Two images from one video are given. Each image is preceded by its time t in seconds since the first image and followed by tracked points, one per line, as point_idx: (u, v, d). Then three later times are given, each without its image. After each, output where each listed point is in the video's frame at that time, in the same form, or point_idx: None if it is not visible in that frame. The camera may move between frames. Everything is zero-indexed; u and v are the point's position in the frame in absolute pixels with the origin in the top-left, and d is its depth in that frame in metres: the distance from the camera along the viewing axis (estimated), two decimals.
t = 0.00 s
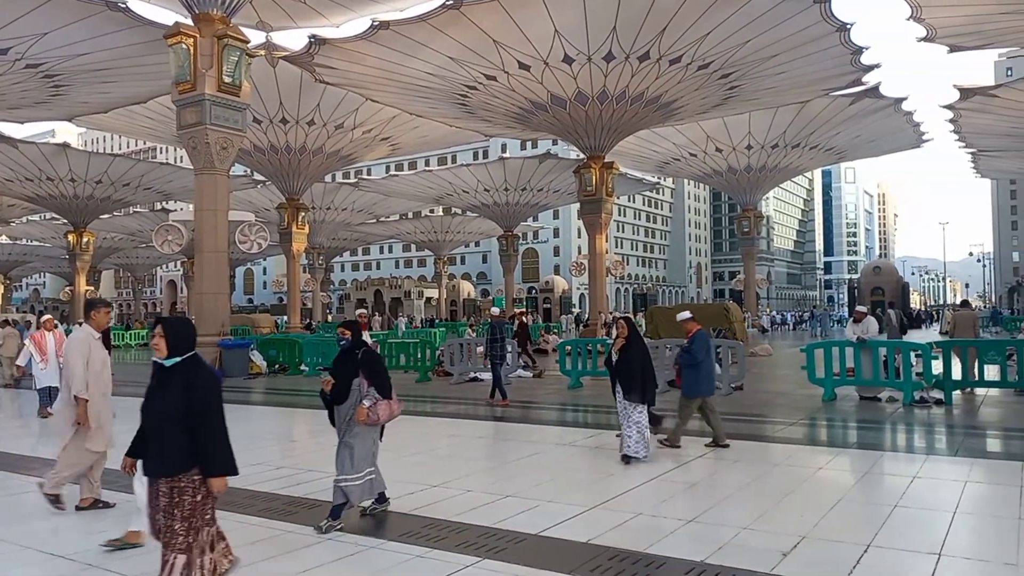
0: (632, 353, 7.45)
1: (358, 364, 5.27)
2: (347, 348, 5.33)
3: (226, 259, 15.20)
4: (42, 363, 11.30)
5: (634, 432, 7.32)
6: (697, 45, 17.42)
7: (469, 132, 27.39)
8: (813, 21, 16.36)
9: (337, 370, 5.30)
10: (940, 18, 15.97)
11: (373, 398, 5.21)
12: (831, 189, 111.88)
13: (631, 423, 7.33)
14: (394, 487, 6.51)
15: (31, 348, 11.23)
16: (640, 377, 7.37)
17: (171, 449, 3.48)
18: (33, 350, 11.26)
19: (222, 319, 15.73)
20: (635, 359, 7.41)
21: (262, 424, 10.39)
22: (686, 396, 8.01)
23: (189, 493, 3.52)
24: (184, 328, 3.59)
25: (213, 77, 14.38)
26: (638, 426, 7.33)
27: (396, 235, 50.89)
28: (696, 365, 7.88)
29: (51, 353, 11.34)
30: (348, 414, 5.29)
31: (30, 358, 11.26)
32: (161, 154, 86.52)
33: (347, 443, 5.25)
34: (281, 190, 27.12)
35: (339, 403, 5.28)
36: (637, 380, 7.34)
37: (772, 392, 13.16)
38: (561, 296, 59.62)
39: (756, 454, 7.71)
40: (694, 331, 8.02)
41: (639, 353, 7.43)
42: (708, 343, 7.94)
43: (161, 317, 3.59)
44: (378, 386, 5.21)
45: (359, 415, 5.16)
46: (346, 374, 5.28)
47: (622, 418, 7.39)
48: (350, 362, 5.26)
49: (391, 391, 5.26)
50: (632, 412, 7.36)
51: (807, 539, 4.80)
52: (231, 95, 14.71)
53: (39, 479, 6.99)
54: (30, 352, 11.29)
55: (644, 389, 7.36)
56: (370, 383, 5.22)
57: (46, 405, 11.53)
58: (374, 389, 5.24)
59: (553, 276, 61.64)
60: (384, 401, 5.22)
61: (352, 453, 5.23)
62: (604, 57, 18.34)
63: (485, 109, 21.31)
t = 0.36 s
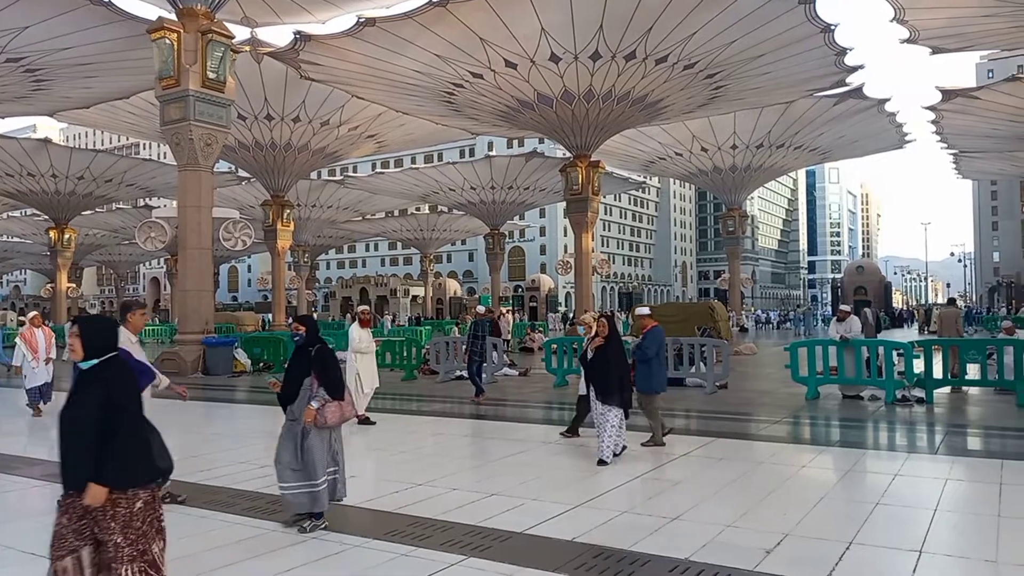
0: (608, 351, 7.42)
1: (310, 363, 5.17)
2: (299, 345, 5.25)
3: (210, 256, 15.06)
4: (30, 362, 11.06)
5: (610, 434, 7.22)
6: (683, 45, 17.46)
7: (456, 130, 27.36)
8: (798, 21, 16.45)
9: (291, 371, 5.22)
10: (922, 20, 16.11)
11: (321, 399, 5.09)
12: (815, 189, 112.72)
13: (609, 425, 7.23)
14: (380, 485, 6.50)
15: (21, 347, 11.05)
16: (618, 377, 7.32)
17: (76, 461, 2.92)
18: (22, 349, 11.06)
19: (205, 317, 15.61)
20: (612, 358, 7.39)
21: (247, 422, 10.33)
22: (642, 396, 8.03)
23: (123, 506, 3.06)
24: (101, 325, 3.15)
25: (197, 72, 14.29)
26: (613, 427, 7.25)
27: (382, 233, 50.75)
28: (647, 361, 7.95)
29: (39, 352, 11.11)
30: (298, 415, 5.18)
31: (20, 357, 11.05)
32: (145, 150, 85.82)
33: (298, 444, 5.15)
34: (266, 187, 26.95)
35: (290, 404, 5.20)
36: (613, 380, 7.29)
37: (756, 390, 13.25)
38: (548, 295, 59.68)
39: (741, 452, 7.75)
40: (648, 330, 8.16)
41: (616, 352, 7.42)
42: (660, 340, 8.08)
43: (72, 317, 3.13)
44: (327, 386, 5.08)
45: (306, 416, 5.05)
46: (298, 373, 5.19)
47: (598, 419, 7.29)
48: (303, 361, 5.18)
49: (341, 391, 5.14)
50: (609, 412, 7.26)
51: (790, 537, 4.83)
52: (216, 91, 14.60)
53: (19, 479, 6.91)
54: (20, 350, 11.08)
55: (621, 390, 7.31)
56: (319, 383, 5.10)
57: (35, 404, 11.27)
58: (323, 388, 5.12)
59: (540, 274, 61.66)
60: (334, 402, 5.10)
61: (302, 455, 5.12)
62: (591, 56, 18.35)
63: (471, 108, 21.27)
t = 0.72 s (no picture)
0: (585, 353, 7.02)
1: (252, 365, 4.84)
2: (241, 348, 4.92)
3: (195, 252, 14.94)
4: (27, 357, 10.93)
5: (588, 436, 7.11)
6: (671, 44, 17.52)
7: (444, 128, 27.31)
8: (785, 22, 16.56)
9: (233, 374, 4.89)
10: (907, 21, 16.26)
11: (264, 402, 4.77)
12: (800, 189, 113.51)
13: (584, 426, 7.11)
14: (365, 483, 6.48)
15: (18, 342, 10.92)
16: (597, 380, 7.00)
17: None
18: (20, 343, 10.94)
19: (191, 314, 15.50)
20: (591, 361, 6.98)
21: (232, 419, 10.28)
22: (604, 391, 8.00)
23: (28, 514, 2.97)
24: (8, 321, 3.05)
25: (183, 67, 14.19)
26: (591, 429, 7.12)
27: (369, 230, 50.61)
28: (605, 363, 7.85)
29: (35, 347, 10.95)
30: (238, 421, 4.83)
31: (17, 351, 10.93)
32: (130, 146, 85.21)
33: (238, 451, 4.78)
34: (253, 183, 26.80)
35: (229, 410, 4.85)
36: (591, 384, 6.97)
37: (741, 388, 13.33)
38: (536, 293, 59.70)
39: (726, 449, 7.80)
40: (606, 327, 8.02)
41: (595, 354, 7.02)
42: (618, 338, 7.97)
43: None
44: (271, 389, 4.78)
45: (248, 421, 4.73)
46: (240, 376, 4.86)
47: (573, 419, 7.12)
48: (245, 363, 4.85)
49: (286, 394, 4.82)
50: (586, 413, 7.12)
51: (775, 534, 4.86)
52: (202, 86, 14.50)
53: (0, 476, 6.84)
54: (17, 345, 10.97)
55: (599, 393, 7.00)
56: (262, 387, 4.79)
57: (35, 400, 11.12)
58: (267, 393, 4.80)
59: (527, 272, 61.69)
60: (277, 405, 4.78)
61: (241, 464, 4.74)
62: (579, 55, 18.38)
63: (459, 105, 21.24)
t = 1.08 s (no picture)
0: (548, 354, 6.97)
1: (189, 366, 4.63)
2: (178, 348, 4.69)
3: (174, 254, 14.80)
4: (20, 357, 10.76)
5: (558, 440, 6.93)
6: (653, 49, 17.65)
7: (427, 130, 27.27)
8: (765, 28, 16.74)
9: (163, 374, 4.66)
10: (885, 29, 16.47)
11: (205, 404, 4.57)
12: (780, 194, 114.65)
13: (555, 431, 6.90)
14: (346, 487, 6.44)
15: (13, 343, 10.76)
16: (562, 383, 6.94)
17: None
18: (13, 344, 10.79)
19: (169, 316, 15.34)
20: (555, 363, 6.95)
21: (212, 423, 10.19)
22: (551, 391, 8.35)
23: None
24: None
25: (163, 67, 14.05)
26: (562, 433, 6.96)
27: (350, 232, 50.39)
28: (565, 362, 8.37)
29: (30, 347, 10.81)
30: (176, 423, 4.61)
31: (10, 351, 10.74)
32: (108, 145, 84.24)
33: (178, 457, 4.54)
34: (233, 184, 26.59)
35: (166, 412, 4.62)
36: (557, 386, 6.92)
37: (721, 392, 13.43)
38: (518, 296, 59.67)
39: (707, 452, 7.86)
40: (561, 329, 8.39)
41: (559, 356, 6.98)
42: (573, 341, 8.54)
43: None
44: (212, 391, 4.58)
45: (185, 424, 4.48)
46: (176, 378, 4.63)
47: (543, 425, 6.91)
48: (182, 365, 4.62)
49: (227, 396, 4.64)
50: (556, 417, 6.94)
51: (754, 536, 4.90)
52: (182, 86, 14.38)
53: None
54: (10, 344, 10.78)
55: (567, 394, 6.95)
56: (203, 388, 4.58)
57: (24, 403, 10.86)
58: (208, 394, 4.59)
59: (509, 275, 61.72)
60: (219, 407, 4.59)
61: (181, 470, 4.52)
62: (562, 59, 18.44)
63: (442, 108, 21.21)
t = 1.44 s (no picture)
0: (520, 357, 6.91)
1: (136, 371, 4.41)
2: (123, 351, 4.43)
3: (157, 254, 14.67)
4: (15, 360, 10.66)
5: (528, 443, 6.70)
6: (639, 51, 17.72)
7: (413, 130, 27.20)
8: (750, 31, 16.84)
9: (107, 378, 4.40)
10: (868, 32, 16.62)
11: (150, 411, 4.35)
12: (764, 196, 115.48)
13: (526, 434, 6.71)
14: (332, 488, 6.41)
15: (7, 345, 10.69)
16: (534, 386, 6.81)
17: None
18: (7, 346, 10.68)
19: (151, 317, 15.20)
20: (525, 364, 6.87)
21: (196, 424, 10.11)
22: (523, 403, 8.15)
23: None
24: None
25: (146, 65, 13.89)
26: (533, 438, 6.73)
27: (335, 232, 50.18)
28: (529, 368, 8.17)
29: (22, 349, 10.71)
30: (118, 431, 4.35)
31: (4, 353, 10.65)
32: (90, 143, 83.38)
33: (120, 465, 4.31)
34: (217, 183, 26.39)
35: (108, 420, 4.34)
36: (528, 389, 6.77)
37: (706, 392, 13.49)
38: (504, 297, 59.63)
39: (692, 453, 7.89)
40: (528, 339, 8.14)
41: (532, 360, 6.90)
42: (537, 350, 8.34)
43: None
44: (160, 396, 4.36)
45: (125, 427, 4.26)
46: (121, 383, 4.38)
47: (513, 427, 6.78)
48: (128, 370, 4.41)
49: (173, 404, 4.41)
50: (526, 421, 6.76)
51: (738, 536, 4.92)
52: (165, 84, 14.27)
53: None
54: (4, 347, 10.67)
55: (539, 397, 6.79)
56: (150, 394, 4.35)
57: (15, 406, 10.72)
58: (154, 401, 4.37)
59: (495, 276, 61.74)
60: (165, 415, 4.37)
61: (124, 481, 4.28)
62: (548, 59, 18.46)
63: (428, 108, 21.15)
